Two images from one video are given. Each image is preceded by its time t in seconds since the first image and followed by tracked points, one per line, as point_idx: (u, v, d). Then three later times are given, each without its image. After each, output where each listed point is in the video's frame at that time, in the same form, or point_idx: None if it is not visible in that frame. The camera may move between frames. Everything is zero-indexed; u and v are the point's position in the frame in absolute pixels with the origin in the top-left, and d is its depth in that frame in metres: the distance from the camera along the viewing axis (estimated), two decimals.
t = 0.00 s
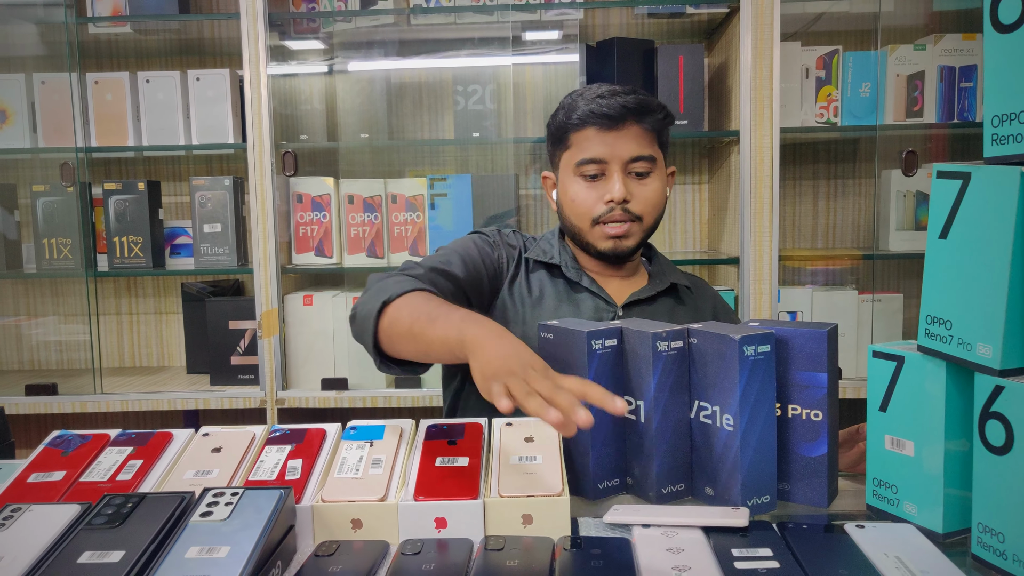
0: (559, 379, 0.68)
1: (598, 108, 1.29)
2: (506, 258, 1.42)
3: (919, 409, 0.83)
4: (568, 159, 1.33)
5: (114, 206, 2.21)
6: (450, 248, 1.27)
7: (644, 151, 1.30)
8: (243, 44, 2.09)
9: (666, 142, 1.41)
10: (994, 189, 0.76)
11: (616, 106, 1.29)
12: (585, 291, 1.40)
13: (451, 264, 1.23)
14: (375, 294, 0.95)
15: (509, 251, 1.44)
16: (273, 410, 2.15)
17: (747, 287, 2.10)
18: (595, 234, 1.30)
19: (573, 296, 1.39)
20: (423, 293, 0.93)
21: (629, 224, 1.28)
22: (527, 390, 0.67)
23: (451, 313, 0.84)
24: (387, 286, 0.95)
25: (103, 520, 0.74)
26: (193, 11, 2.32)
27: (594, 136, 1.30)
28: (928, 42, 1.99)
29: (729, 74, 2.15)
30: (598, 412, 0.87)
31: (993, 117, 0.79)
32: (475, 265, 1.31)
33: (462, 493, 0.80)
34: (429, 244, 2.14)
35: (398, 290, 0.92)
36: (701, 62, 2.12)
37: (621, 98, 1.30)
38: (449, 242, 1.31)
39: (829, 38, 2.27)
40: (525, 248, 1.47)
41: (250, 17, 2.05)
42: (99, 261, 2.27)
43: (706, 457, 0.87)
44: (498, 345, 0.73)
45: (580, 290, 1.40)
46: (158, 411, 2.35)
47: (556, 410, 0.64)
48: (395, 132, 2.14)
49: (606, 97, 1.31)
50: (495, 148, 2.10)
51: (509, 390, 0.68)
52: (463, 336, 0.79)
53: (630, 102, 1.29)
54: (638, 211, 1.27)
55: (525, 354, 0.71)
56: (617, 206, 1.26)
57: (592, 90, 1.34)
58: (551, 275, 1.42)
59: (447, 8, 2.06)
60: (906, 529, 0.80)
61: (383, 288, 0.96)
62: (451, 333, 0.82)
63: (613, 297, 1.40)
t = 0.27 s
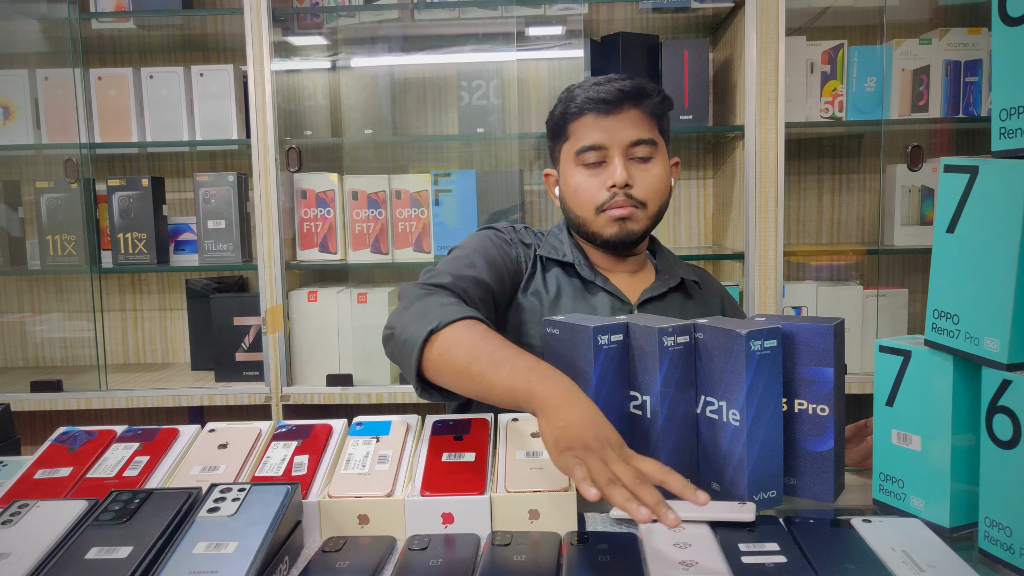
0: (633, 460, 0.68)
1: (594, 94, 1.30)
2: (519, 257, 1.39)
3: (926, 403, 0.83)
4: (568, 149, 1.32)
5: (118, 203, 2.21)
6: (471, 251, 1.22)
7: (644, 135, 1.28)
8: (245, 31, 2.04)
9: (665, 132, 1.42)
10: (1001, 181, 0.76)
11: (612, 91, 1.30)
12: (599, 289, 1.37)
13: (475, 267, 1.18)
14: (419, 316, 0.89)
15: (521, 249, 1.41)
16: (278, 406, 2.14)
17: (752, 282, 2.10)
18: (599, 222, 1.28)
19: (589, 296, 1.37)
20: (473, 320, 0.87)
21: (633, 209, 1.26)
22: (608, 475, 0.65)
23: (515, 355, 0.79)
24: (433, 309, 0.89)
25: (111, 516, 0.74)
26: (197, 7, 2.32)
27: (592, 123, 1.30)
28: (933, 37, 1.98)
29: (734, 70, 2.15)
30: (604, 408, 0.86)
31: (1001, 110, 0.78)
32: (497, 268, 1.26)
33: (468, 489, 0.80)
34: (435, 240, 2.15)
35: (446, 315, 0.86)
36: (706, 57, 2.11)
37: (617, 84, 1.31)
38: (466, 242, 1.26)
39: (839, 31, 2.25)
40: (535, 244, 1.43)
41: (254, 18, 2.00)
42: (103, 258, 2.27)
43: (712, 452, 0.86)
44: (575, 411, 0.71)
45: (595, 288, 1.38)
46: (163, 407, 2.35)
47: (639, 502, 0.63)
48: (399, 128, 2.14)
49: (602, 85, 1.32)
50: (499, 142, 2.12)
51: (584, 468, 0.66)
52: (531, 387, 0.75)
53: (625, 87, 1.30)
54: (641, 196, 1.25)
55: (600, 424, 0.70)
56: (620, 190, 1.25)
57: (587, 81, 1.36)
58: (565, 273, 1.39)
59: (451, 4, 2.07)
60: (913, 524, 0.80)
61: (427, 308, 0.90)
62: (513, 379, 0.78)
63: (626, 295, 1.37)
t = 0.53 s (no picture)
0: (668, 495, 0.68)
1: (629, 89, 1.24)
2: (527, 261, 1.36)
3: (926, 402, 0.83)
4: (595, 141, 1.27)
5: (118, 202, 2.21)
6: (479, 259, 1.17)
7: (675, 138, 1.23)
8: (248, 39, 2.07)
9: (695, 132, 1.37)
10: (1001, 183, 0.76)
11: (648, 88, 1.24)
12: (609, 291, 1.37)
13: (484, 272, 1.14)
14: (436, 333, 0.85)
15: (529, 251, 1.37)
16: (279, 405, 2.15)
17: (753, 282, 2.11)
18: (621, 220, 1.24)
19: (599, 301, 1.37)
20: (493, 337, 0.83)
21: (659, 211, 1.22)
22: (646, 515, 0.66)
23: (545, 377, 0.76)
24: (449, 326, 0.85)
25: (113, 517, 0.74)
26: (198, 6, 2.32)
27: (623, 118, 1.24)
28: (932, 38, 1.97)
29: (734, 71, 2.15)
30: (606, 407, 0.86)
31: (1002, 112, 0.79)
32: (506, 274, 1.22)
33: (471, 489, 0.81)
34: (436, 240, 2.14)
35: (465, 334, 0.82)
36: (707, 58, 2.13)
37: (653, 82, 1.25)
38: (472, 247, 1.22)
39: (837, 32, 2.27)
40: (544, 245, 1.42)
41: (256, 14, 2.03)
42: (102, 258, 2.27)
43: (714, 451, 0.86)
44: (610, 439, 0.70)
45: (604, 291, 1.38)
46: (162, 407, 2.35)
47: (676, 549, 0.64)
48: (401, 127, 2.14)
49: (637, 81, 1.27)
50: (500, 142, 2.12)
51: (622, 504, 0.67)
52: (565, 415, 0.72)
53: (662, 86, 1.24)
54: (669, 198, 1.21)
55: (635, 454, 0.69)
56: (648, 189, 1.21)
57: (621, 75, 1.30)
58: (574, 276, 1.39)
59: (453, 4, 2.07)
60: (914, 523, 0.80)
61: (442, 324, 0.86)
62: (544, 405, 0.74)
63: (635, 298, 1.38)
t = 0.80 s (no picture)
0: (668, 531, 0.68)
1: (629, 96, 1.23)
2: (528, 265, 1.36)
3: (919, 402, 0.83)
4: (593, 147, 1.26)
5: (111, 202, 2.21)
6: (480, 265, 1.17)
7: (674, 143, 1.22)
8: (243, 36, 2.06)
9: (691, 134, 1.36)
10: (994, 185, 0.76)
11: (648, 95, 1.22)
12: (608, 294, 1.38)
13: (486, 282, 1.15)
14: (441, 352, 0.85)
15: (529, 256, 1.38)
16: (273, 406, 2.15)
17: (747, 283, 2.11)
18: (621, 226, 1.24)
19: (599, 304, 1.37)
20: (498, 357, 0.83)
21: (659, 218, 1.22)
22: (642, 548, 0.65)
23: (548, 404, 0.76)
24: (455, 344, 0.85)
25: (107, 519, 0.73)
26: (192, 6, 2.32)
27: (623, 125, 1.23)
28: (924, 42, 1.99)
29: (729, 73, 2.16)
30: (602, 407, 0.86)
31: (992, 115, 0.79)
32: (507, 284, 1.23)
33: (467, 489, 0.81)
34: (432, 241, 2.15)
35: (470, 354, 0.82)
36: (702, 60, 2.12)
37: (653, 88, 1.24)
38: (472, 253, 1.22)
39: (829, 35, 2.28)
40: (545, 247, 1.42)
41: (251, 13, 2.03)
42: (95, 258, 2.26)
43: (710, 451, 0.86)
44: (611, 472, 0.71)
45: (604, 294, 1.38)
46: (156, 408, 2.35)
47: None
48: (396, 128, 2.14)
49: (637, 86, 1.25)
50: (495, 143, 2.12)
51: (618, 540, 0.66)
52: (565, 445, 0.73)
53: (662, 92, 1.23)
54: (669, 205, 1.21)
55: (635, 489, 0.70)
56: (648, 198, 1.20)
57: (620, 79, 1.29)
58: (574, 279, 1.39)
59: (449, 5, 2.06)
60: (908, 522, 0.80)
61: (448, 342, 0.86)
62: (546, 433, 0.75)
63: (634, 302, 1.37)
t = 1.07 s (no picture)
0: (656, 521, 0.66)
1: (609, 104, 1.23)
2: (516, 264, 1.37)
3: (911, 401, 0.84)
4: (576, 156, 1.26)
5: (102, 204, 2.21)
6: (472, 266, 1.17)
7: (655, 149, 1.22)
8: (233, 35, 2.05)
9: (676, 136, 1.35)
10: (984, 187, 0.77)
11: (628, 104, 1.22)
12: (597, 293, 1.37)
13: (477, 283, 1.14)
14: (433, 352, 0.85)
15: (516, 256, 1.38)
16: (266, 409, 2.14)
17: (739, 284, 2.12)
18: (605, 233, 1.24)
19: (588, 302, 1.37)
20: (489, 356, 0.83)
21: (641, 224, 1.22)
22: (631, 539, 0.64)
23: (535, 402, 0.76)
24: (446, 344, 0.85)
25: (100, 523, 0.73)
26: (183, 7, 2.32)
27: (604, 134, 1.23)
28: (915, 42, 1.99)
29: (721, 74, 2.16)
30: (596, 408, 0.86)
31: (982, 116, 0.79)
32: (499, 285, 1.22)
33: (462, 491, 0.81)
34: (425, 242, 2.15)
35: (460, 354, 0.82)
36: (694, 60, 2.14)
37: (632, 96, 1.24)
38: (462, 256, 1.22)
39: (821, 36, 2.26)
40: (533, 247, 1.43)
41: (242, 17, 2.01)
42: (86, 260, 2.26)
43: (703, 451, 0.86)
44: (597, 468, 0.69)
45: (593, 293, 1.37)
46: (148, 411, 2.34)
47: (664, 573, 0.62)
48: (390, 129, 2.14)
49: (616, 94, 1.25)
50: (488, 144, 2.11)
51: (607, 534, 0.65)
52: (552, 442, 0.72)
53: (642, 100, 1.23)
54: (650, 211, 1.21)
55: (623, 482, 0.68)
56: (630, 205, 1.20)
57: (599, 87, 1.29)
58: (563, 278, 1.39)
59: (441, 5, 2.07)
60: (900, 520, 0.80)
61: (440, 342, 0.86)
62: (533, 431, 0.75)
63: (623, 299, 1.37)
